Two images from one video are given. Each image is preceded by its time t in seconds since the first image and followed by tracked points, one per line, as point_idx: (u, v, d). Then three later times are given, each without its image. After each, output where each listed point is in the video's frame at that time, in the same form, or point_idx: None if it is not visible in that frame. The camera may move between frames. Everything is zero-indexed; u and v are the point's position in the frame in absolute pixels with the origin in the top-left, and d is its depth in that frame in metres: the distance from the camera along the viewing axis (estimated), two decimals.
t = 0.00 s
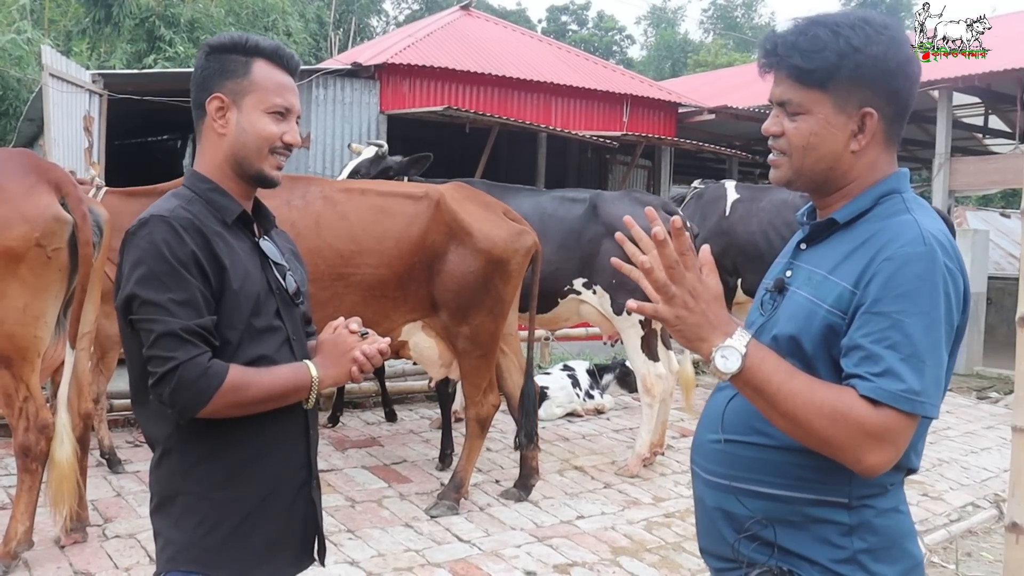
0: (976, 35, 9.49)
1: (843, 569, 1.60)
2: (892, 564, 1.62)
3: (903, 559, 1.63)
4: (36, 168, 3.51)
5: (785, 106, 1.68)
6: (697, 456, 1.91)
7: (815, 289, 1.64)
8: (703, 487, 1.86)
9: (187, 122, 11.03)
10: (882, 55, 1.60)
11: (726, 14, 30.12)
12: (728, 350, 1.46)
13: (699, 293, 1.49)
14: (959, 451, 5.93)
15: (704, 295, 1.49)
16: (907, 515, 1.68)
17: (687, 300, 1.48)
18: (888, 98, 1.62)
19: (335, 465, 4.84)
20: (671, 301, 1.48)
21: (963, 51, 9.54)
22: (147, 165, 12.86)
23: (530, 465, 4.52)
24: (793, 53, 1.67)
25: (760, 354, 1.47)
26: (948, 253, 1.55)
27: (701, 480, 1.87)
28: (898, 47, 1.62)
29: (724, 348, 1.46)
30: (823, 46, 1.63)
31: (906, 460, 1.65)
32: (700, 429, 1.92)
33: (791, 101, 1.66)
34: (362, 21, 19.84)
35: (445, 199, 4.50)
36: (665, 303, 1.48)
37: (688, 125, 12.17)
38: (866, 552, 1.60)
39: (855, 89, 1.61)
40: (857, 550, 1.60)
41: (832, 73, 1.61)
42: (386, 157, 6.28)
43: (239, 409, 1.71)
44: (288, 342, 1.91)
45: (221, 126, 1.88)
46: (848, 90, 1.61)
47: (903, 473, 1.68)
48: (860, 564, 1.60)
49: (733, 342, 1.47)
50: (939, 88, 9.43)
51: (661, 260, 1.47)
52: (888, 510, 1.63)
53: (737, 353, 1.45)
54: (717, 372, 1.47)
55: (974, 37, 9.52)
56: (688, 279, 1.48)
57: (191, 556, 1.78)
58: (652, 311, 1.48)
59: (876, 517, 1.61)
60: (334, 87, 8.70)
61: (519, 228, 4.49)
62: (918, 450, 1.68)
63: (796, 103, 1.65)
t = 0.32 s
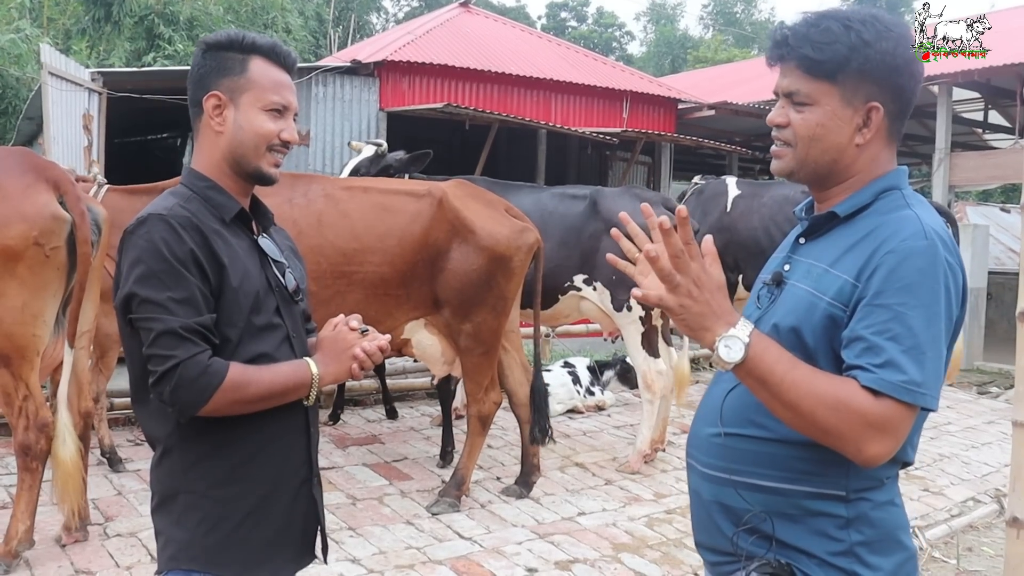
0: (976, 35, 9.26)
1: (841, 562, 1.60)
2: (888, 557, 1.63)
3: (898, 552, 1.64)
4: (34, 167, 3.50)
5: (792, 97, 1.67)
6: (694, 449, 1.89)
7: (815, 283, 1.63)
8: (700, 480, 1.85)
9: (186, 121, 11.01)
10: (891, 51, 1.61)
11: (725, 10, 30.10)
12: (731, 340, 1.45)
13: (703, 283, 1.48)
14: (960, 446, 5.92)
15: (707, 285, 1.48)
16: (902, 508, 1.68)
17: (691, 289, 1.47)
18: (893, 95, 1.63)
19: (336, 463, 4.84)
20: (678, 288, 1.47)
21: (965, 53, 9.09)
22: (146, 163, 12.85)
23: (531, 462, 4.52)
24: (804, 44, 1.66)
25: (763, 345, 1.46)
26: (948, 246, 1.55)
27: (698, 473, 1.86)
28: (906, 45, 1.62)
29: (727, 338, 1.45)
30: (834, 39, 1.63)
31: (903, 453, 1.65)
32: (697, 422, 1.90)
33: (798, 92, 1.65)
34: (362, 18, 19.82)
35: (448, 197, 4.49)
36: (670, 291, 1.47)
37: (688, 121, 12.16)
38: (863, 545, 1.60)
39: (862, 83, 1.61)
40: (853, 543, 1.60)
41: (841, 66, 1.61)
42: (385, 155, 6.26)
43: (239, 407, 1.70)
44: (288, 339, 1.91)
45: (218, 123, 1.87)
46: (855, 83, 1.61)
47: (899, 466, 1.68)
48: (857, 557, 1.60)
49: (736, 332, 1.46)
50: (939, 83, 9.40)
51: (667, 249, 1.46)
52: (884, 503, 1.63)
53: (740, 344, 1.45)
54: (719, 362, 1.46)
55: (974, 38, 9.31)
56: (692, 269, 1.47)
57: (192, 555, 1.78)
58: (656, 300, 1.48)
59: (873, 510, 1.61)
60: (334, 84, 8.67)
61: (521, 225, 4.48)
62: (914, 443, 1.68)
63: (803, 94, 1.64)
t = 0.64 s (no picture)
0: (977, 35, 9.26)
1: (844, 558, 1.60)
2: (889, 553, 1.63)
3: (899, 548, 1.64)
4: (35, 167, 3.50)
5: (793, 96, 1.66)
6: (694, 447, 1.89)
7: (818, 281, 1.63)
8: (700, 478, 1.85)
9: (186, 120, 11.01)
10: (891, 50, 1.61)
11: (724, 8, 30.10)
12: (741, 338, 1.44)
13: (712, 282, 1.47)
14: (960, 444, 5.92)
15: (717, 284, 1.47)
16: (901, 504, 1.69)
17: (701, 289, 1.46)
18: (894, 93, 1.62)
19: (337, 462, 4.85)
20: (691, 287, 1.46)
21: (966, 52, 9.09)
22: (146, 163, 12.85)
23: (532, 461, 4.53)
24: (806, 43, 1.65)
25: (772, 342, 1.45)
26: (950, 243, 1.54)
27: (698, 471, 1.85)
28: (906, 44, 1.62)
29: (737, 337, 1.44)
30: (836, 38, 1.63)
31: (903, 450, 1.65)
32: (697, 420, 1.90)
33: (800, 91, 1.65)
34: (362, 18, 19.84)
35: (450, 195, 4.50)
36: (681, 291, 1.46)
37: (687, 119, 12.16)
38: (864, 541, 1.60)
39: (863, 82, 1.61)
40: (855, 539, 1.60)
41: (842, 65, 1.61)
42: (385, 154, 6.25)
43: (241, 406, 1.71)
44: (289, 339, 1.91)
45: (217, 122, 1.87)
46: (857, 82, 1.61)
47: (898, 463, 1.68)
48: (858, 553, 1.60)
49: (746, 331, 1.45)
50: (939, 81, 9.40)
51: (677, 249, 1.45)
52: (885, 499, 1.63)
53: (751, 341, 1.44)
54: (729, 361, 1.45)
55: (974, 38, 9.31)
56: (702, 268, 1.46)
57: (193, 555, 1.78)
58: (666, 300, 1.46)
59: (874, 506, 1.61)
60: (334, 83, 8.67)
61: (523, 224, 4.48)
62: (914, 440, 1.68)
63: (805, 93, 1.64)
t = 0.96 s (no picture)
0: (976, 35, 9.25)
1: (847, 556, 1.60)
2: (891, 550, 1.63)
3: (900, 545, 1.64)
4: (35, 167, 3.50)
5: (791, 96, 1.66)
6: (695, 447, 1.89)
7: (818, 280, 1.63)
8: (701, 477, 1.85)
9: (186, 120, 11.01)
10: (888, 50, 1.61)
11: (724, 7, 30.12)
12: (744, 342, 1.44)
13: (713, 286, 1.46)
14: (961, 442, 5.92)
15: (718, 289, 1.47)
16: (902, 500, 1.69)
17: (703, 294, 1.46)
18: (891, 93, 1.62)
19: (337, 462, 4.85)
20: (693, 295, 1.46)
21: (966, 51, 9.09)
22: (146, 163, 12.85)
23: (533, 461, 4.53)
24: (803, 44, 1.65)
25: (775, 345, 1.45)
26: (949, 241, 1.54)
27: (699, 470, 1.85)
28: (903, 43, 1.62)
29: (740, 341, 1.44)
30: (833, 39, 1.63)
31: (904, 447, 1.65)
32: (697, 420, 1.90)
33: (797, 91, 1.65)
34: (361, 18, 19.87)
35: (451, 196, 4.50)
36: (683, 298, 1.46)
37: (687, 118, 12.15)
38: (866, 538, 1.60)
39: (861, 81, 1.61)
40: (858, 536, 1.59)
41: (840, 64, 1.61)
42: (383, 154, 6.24)
43: (243, 407, 1.71)
44: (288, 339, 1.91)
45: (215, 123, 1.87)
46: (854, 82, 1.61)
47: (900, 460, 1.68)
48: (861, 550, 1.59)
49: (749, 334, 1.44)
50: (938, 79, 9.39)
51: (677, 255, 1.45)
52: (886, 496, 1.63)
53: (754, 345, 1.43)
54: (734, 365, 1.44)
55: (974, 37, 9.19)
56: (703, 274, 1.45)
57: (193, 555, 1.77)
58: (668, 307, 1.46)
59: (876, 503, 1.61)
60: (334, 83, 8.67)
61: (524, 224, 4.48)
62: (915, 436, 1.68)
63: (803, 93, 1.64)
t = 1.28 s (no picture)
0: (976, 34, 9.25)
1: (844, 553, 1.60)
2: (888, 548, 1.63)
3: (898, 542, 1.64)
4: (34, 168, 3.50)
5: (785, 96, 1.66)
6: (693, 445, 1.89)
7: (813, 279, 1.63)
8: (699, 476, 1.85)
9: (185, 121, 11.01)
10: (881, 48, 1.61)
11: (723, 7, 30.15)
12: (734, 343, 1.44)
13: (704, 288, 1.46)
14: (960, 440, 5.92)
15: (709, 290, 1.47)
16: (899, 498, 1.69)
17: (693, 295, 1.46)
18: (884, 91, 1.62)
19: (336, 462, 4.85)
20: (682, 298, 1.45)
21: (965, 51, 9.09)
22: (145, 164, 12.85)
23: (532, 461, 4.53)
24: (796, 43, 1.66)
25: (766, 345, 1.45)
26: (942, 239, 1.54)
27: (697, 469, 1.85)
28: (896, 41, 1.62)
29: (731, 342, 1.44)
30: (826, 38, 1.63)
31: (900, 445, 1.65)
32: (695, 418, 1.90)
33: (791, 90, 1.65)
34: (360, 17, 19.90)
35: (451, 195, 4.50)
36: (672, 300, 1.46)
37: (686, 117, 12.15)
38: (864, 536, 1.60)
39: (853, 80, 1.61)
40: (854, 534, 1.60)
41: (833, 64, 1.61)
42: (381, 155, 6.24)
43: (239, 406, 1.71)
44: (285, 339, 1.91)
45: (212, 123, 1.87)
46: (846, 82, 1.61)
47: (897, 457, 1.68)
48: (858, 548, 1.60)
49: (740, 335, 1.45)
50: (936, 78, 9.40)
51: (667, 257, 1.44)
52: (883, 494, 1.63)
53: (744, 346, 1.44)
54: (725, 365, 1.45)
55: (974, 37, 9.14)
56: (694, 275, 1.45)
57: (190, 555, 1.78)
58: (659, 308, 1.46)
59: (873, 501, 1.61)
60: (332, 83, 8.67)
61: (524, 224, 4.48)
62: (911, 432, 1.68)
63: (796, 93, 1.64)
